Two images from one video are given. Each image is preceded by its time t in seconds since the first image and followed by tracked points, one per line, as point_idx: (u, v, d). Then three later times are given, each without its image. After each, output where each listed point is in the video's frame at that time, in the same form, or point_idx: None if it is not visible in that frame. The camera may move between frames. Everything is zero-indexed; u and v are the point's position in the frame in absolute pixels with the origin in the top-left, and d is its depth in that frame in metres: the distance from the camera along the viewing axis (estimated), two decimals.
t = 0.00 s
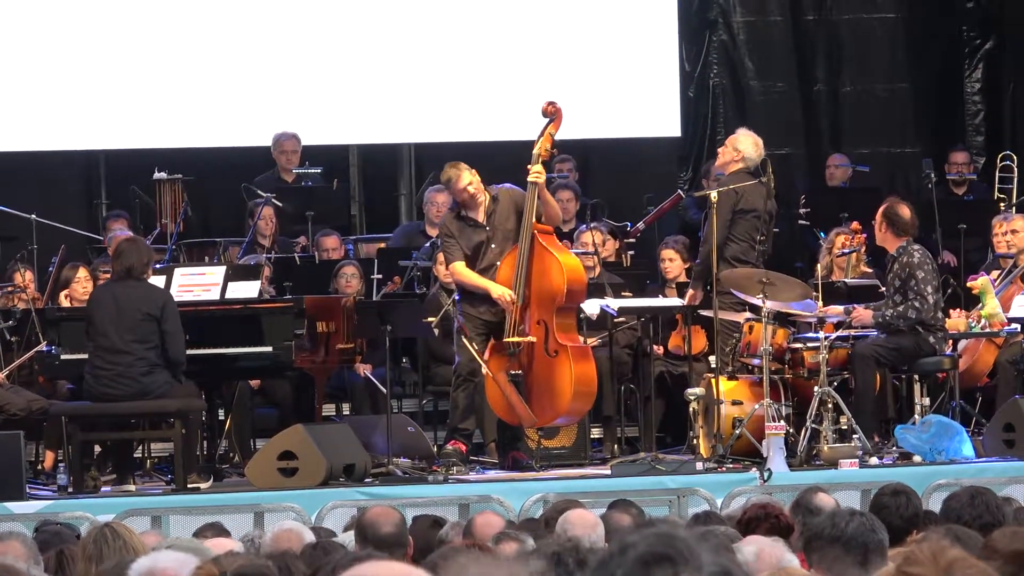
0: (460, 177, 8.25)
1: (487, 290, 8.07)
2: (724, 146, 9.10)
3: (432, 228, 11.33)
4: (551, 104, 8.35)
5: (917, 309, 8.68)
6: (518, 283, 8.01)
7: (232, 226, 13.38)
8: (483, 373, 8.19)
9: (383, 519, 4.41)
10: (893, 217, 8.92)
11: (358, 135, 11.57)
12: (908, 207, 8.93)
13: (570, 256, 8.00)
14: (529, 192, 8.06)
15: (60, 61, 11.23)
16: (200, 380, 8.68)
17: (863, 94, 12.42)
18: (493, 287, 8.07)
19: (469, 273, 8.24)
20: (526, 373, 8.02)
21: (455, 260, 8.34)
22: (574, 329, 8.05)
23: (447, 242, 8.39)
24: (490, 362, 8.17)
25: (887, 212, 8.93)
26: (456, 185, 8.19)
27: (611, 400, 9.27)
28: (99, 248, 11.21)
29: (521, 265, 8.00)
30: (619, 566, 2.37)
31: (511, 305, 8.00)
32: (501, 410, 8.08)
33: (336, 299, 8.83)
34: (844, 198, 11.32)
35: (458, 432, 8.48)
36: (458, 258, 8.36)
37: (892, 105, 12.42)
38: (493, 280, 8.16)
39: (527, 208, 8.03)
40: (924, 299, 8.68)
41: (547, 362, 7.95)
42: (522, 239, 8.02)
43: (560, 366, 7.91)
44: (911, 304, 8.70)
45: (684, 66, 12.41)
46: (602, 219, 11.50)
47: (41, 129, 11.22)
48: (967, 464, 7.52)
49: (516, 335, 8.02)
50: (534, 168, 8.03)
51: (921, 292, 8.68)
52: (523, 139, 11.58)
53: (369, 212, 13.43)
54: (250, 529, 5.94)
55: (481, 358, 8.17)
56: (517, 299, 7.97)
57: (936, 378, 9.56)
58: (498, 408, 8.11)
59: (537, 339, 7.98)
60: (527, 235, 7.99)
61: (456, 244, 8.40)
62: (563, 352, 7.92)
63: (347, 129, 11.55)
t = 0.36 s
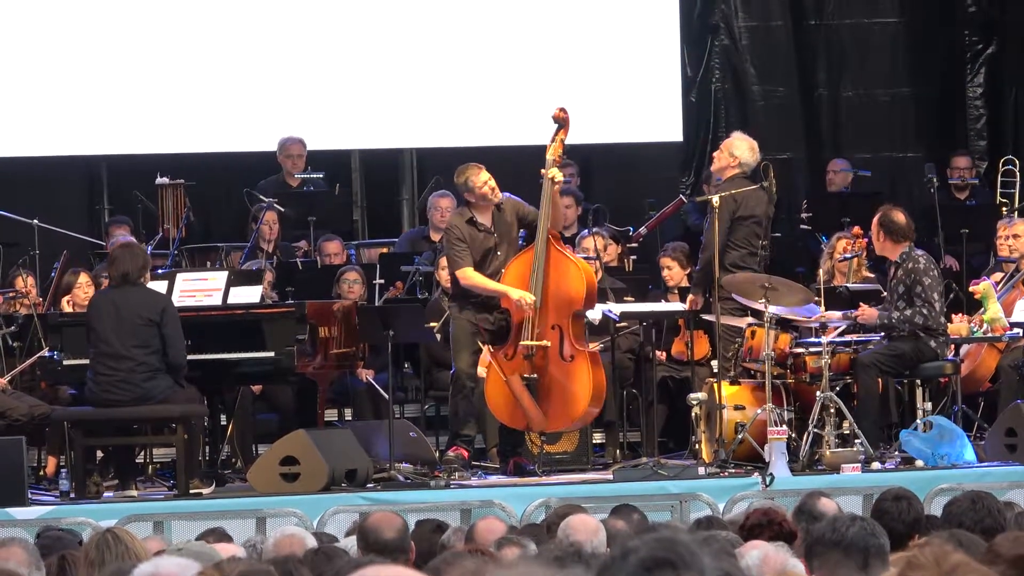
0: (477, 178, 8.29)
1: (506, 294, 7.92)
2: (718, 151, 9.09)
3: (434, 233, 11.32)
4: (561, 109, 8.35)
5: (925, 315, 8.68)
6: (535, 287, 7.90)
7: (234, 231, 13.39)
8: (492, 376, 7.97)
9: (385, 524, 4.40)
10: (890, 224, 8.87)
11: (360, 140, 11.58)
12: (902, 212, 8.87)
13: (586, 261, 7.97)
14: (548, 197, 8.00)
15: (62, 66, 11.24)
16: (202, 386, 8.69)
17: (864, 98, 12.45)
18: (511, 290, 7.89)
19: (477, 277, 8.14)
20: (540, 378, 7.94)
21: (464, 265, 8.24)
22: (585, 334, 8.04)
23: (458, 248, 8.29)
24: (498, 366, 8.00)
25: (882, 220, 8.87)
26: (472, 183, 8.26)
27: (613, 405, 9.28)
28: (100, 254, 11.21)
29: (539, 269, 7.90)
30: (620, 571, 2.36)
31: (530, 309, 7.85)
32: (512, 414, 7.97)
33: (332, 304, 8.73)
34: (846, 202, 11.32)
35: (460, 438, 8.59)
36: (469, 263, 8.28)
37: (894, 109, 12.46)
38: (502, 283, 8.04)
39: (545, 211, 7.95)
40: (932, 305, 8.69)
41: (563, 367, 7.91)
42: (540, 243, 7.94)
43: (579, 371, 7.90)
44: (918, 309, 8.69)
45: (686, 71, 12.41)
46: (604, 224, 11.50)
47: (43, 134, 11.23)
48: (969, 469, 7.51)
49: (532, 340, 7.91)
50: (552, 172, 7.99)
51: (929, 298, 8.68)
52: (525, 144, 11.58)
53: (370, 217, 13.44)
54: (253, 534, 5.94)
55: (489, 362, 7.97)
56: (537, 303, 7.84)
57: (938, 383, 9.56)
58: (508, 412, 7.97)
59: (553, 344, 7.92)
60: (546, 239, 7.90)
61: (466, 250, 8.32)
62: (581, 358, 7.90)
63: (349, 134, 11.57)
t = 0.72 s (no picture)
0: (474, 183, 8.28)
1: (514, 297, 7.95)
2: (717, 154, 9.11)
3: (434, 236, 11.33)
4: (573, 116, 8.37)
5: (927, 319, 8.68)
6: (547, 290, 7.91)
7: (234, 234, 13.39)
8: (500, 375, 8.00)
9: (386, 527, 4.40)
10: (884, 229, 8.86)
11: (359, 143, 11.58)
12: (898, 215, 8.85)
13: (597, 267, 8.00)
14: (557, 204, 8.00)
15: (61, 69, 11.25)
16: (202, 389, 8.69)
17: (864, 101, 12.45)
18: (522, 293, 7.92)
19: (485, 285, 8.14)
20: (549, 381, 7.93)
21: (471, 276, 8.21)
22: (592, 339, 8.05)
23: (463, 259, 8.27)
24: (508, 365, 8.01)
25: (878, 224, 8.87)
26: (474, 188, 8.28)
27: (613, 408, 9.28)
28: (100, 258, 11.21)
29: (551, 273, 7.92)
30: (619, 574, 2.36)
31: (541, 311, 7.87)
32: (518, 415, 7.96)
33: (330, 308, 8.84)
34: (846, 205, 11.33)
35: (460, 441, 8.64)
36: (475, 273, 8.25)
37: (894, 113, 12.45)
38: (509, 288, 8.07)
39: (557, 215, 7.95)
40: (932, 307, 8.68)
41: (572, 370, 7.91)
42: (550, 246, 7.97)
43: (588, 376, 7.90)
44: (919, 313, 8.69)
45: (685, 74, 12.43)
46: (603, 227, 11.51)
47: (43, 138, 11.24)
48: (969, 471, 7.51)
49: (543, 342, 7.91)
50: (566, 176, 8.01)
51: (929, 301, 8.67)
52: (524, 146, 11.58)
53: (370, 220, 13.45)
54: (252, 538, 5.94)
55: (501, 361, 8.00)
56: (548, 306, 7.86)
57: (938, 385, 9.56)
58: (514, 412, 7.96)
59: (563, 347, 7.92)
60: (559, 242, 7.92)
61: (472, 260, 8.30)
62: (591, 363, 7.91)
63: (348, 137, 11.57)
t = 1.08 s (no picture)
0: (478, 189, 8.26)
1: (511, 307, 7.94)
2: (720, 160, 9.11)
3: (433, 242, 11.36)
4: (575, 121, 8.37)
5: (924, 321, 8.68)
6: (546, 296, 7.91)
7: (233, 239, 13.40)
8: (497, 381, 7.99)
9: (385, 533, 4.39)
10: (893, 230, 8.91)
11: (358, 148, 11.58)
12: (910, 220, 8.93)
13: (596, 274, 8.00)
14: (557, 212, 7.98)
15: (60, 73, 11.24)
16: (201, 395, 8.69)
17: (863, 108, 12.44)
18: (518, 302, 7.92)
19: (482, 295, 8.13)
20: (546, 387, 7.94)
21: (468, 285, 8.22)
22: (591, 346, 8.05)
23: (459, 268, 8.27)
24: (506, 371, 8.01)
25: (889, 225, 8.93)
26: (473, 193, 8.27)
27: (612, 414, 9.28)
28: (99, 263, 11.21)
29: (550, 280, 7.91)
30: None
31: (538, 317, 7.88)
32: (515, 420, 7.96)
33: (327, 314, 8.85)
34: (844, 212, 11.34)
35: (459, 446, 8.64)
36: (470, 283, 8.26)
37: (892, 119, 12.43)
38: (508, 298, 8.05)
39: (556, 223, 7.94)
40: (930, 310, 8.68)
41: (570, 376, 7.91)
42: (550, 254, 7.94)
43: (586, 382, 7.90)
44: (917, 315, 8.68)
45: (684, 80, 12.45)
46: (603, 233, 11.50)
47: (42, 143, 11.24)
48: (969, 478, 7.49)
49: (541, 348, 7.92)
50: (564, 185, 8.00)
51: (927, 303, 8.67)
52: (524, 152, 11.59)
53: (369, 225, 13.47)
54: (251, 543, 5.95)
55: (498, 367, 8.00)
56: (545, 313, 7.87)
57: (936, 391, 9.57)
58: (511, 418, 7.97)
59: (561, 353, 7.93)
60: (558, 249, 7.91)
61: (467, 269, 8.31)
62: (588, 369, 7.91)
63: (347, 143, 11.57)
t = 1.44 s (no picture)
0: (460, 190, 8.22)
1: (508, 307, 7.93)
2: (721, 162, 9.13)
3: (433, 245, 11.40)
4: (573, 124, 8.34)
5: (923, 326, 8.69)
6: (544, 299, 7.90)
7: (233, 243, 13.41)
8: (496, 385, 7.98)
9: (384, 537, 4.39)
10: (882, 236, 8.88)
11: (358, 152, 11.59)
12: (897, 224, 8.86)
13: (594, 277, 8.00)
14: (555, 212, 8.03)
15: (60, 76, 11.24)
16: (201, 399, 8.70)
17: (863, 111, 12.46)
18: (514, 304, 7.91)
19: (481, 287, 8.13)
20: (545, 391, 7.93)
21: (465, 276, 8.21)
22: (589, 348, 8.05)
23: (456, 258, 8.27)
24: (505, 375, 8.00)
25: (877, 234, 8.89)
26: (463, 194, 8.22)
27: (612, 417, 9.29)
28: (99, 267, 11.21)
29: (548, 283, 7.92)
30: None
31: (536, 321, 7.88)
32: (514, 424, 7.96)
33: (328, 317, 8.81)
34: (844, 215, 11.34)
35: (459, 450, 8.50)
36: (469, 273, 8.27)
37: (891, 123, 12.47)
38: (506, 296, 8.05)
39: (554, 226, 7.95)
40: (929, 315, 8.70)
41: (568, 380, 7.91)
42: (547, 257, 7.98)
43: (584, 385, 7.90)
44: (916, 320, 8.70)
45: (683, 84, 12.42)
46: (602, 236, 11.50)
47: (42, 147, 11.24)
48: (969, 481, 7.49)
49: (539, 351, 7.92)
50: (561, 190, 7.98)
51: (926, 307, 8.70)
52: (524, 156, 11.59)
53: (369, 229, 13.47)
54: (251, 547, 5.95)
55: (496, 371, 7.98)
56: (543, 316, 7.87)
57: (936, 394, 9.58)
58: (510, 422, 7.96)
59: (559, 356, 7.93)
60: (556, 252, 7.93)
61: (464, 260, 8.31)
62: (587, 372, 7.91)
63: (347, 146, 11.57)
